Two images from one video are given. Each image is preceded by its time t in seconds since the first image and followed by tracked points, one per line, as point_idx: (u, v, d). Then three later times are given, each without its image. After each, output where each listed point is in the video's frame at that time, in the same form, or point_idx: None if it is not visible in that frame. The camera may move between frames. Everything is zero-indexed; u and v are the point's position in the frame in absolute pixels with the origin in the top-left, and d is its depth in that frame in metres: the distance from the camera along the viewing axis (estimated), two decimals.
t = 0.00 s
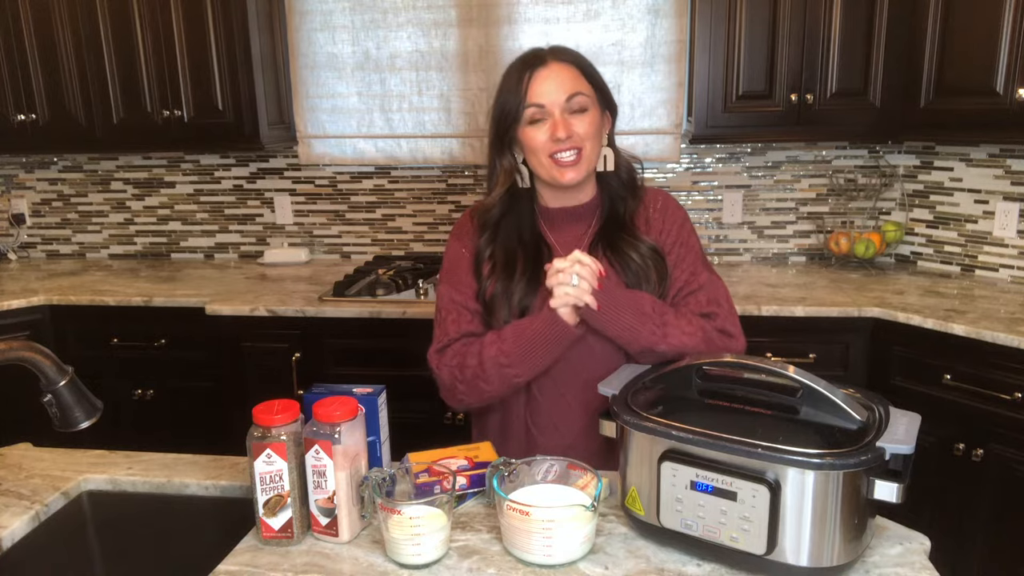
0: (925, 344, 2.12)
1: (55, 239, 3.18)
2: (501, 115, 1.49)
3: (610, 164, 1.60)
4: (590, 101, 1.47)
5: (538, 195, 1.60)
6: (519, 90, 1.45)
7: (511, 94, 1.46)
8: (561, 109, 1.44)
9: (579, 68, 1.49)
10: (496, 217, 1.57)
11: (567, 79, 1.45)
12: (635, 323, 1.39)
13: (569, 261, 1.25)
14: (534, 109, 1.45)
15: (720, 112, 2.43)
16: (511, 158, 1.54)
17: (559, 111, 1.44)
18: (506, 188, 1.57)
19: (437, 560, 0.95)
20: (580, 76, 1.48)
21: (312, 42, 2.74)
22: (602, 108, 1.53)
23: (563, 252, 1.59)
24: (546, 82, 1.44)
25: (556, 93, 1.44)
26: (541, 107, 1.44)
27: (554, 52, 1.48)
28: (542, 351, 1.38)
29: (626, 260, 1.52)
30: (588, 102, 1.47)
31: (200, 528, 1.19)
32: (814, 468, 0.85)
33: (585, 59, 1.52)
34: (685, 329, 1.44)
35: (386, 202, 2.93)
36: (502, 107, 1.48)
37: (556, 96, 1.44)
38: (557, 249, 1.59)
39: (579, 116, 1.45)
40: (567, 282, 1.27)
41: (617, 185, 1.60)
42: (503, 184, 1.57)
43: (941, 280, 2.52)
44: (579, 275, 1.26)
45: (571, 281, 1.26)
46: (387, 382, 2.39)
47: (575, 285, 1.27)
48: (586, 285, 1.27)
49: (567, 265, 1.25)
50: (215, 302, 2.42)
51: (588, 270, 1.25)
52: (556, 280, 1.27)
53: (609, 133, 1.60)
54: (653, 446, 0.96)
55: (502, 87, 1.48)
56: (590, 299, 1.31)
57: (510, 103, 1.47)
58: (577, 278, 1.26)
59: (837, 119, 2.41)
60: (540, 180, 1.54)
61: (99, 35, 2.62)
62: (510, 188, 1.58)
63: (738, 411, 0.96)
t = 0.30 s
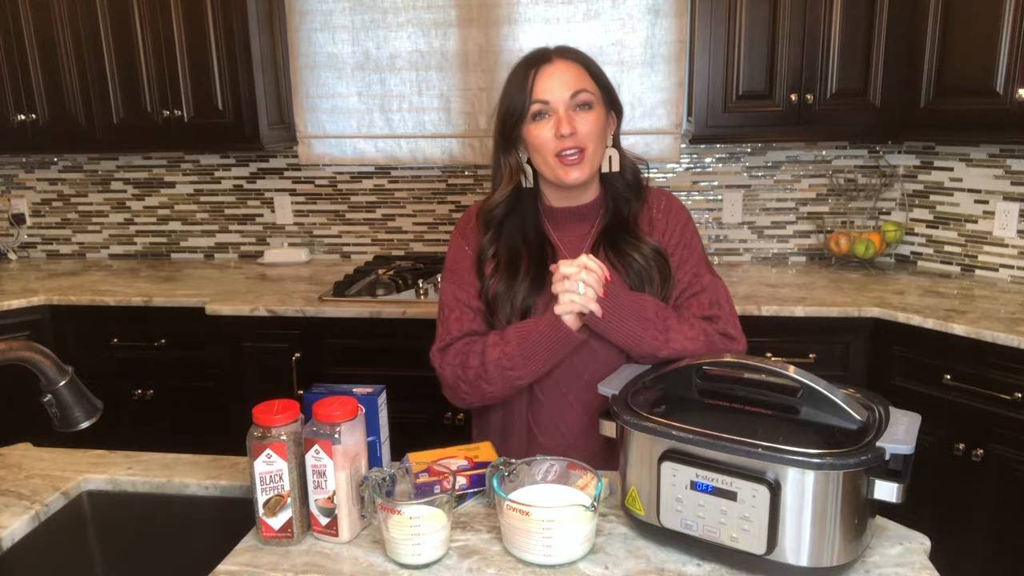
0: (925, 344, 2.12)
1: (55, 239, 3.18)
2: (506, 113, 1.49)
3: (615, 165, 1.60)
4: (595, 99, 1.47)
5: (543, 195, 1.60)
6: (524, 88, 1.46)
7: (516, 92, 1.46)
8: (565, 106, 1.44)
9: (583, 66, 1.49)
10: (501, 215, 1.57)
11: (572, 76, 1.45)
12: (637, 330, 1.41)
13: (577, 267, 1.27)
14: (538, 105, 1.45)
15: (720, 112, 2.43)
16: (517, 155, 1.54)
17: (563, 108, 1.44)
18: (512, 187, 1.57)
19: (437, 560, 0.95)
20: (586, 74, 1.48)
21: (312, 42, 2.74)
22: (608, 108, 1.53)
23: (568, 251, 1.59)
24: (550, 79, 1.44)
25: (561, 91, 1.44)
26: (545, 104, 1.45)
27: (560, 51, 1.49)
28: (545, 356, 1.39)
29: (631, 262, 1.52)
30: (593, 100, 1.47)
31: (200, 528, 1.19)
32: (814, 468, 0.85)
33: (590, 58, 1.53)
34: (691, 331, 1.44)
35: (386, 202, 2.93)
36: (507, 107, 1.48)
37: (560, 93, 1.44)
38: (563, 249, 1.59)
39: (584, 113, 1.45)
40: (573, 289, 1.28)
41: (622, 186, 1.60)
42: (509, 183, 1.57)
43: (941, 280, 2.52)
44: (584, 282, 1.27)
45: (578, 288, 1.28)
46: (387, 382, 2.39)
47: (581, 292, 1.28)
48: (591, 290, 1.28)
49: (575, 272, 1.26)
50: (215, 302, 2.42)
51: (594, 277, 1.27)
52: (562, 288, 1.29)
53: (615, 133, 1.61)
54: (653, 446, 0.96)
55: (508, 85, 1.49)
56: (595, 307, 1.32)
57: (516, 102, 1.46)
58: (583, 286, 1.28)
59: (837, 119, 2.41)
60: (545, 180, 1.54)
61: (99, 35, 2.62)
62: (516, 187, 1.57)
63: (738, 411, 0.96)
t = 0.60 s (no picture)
0: (925, 344, 2.12)
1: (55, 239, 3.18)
2: (508, 105, 1.48)
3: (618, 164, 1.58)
4: (597, 93, 1.47)
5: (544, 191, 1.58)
6: (527, 80, 1.46)
7: (518, 84, 1.46)
8: (567, 100, 1.44)
9: (587, 62, 1.49)
10: (503, 206, 1.54)
11: (574, 69, 1.45)
12: (638, 324, 1.41)
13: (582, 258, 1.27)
14: (540, 97, 1.45)
15: (720, 112, 2.43)
16: (519, 148, 1.54)
17: (565, 101, 1.44)
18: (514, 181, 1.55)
19: (437, 560, 0.95)
20: (589, 69, 1.48)
21: (312, 42, 2.74)
22: (611, 106, 1.53)
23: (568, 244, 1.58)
24: (553, 72, 1.44)
25: (563, 83, 1.44)
26: (547, 96, 1.44)
27: (565, 47, 1.49)
28: (544, 341, 1.39)
29: (622, 253, 1.53)
30: (595, 95, 1.47)
31: (200, 528, 1.19)
32: (814, 468, 0.85)
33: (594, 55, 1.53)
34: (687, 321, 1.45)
35: (386, 202, 2.93)
36: (509, 99, 1.48)
37: (563, 86, 1.44)
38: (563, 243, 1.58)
39: (585, 107, 1.45)
40: (578, 282, 1.28)
41: (623, 181, 1.57)
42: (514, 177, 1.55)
43: (941, 280, 2.52)
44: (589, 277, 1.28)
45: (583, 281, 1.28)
46: (386, 382, 2.39)
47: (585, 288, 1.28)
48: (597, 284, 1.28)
49: (580, 264, 1.26)
50: (215, 302, 2.42)
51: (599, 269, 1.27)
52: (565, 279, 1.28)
53: (619, 132, 1.59)
54: (653, 445, 0.96)
55: (513, 77, 1.49)
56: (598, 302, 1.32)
57: (518, 94, 1.46)
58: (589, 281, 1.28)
59: (837, 119, 2.41)
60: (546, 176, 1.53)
61: (99, 35, 2.62)
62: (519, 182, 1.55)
63: (738, 411, 0.96)
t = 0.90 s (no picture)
0: (925, 344, 2.12)
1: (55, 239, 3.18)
2: (509, 109, 1.48)
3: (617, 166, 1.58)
4: (598, 97, 1.47)
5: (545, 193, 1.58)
6: (527, 84, 1.45)
7: (519, 89, 1.46)
8: (567, 104, 1.44)
9: (588, 65, 1.49)
10: (506, 208, 1.54)
11: (575, 74, 1.45)
12: (635, 330, 1.41)
13: (580, 265, 1.27)
14: (540, 101, 1.44)
15: (720, 112, 2.43)
16: (521, 152, 1.54)
17: (565, 106, 1.43)
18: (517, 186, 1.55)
19: (437, 560, 0.95)
20: (590, 73, 1.48)
21: (312, 42, 2.74)
22: (612, 108, 1.53)
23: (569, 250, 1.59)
24: (554, 77, 1.44)
25: (564, 88, 1.43)
26: (548, 100, 1.44)
27: (566, 49, 1.49)
28: (543, 346, 1.40)
29: (621, 262, 1.53)
30: (596, 99, 1.46)
31: (199, 527, 1.19)
32: (814, 468, 0.85)
33: (595, 57, 1.52)
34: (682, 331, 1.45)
35: (386, 202, 2.93)
36: (510, 102, 1.47)
37: (564, 91, 1.43)
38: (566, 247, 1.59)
39: (586, 112, 1.44)
40: (575, 290, 1.28)
41: (622, 185, 1.57)
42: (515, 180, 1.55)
43: (941, 280, 2.52)
44: (585, 284, 1.28)
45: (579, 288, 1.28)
46: (386, 382, 2.39)
47: (582, 295, 1.29)
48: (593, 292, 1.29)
49: (579, 270, 1.26)
50: (215, 302, 2.42)
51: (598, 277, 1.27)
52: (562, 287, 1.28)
53: (619, 134, 1.59)
54: (653, 446, 0.96)
55: (513, 80, 1.48)
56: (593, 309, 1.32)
57: (519, 97, 1.46)
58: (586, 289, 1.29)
59: (837, 119, 2.41)
60: (546, 180, 1.53)
61: (99, 35, 2.62)
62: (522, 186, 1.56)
63: (738, 411, 0.96)
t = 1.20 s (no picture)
0: (925, 344, 2.12)
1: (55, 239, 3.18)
2: (511, 109, 1.47)
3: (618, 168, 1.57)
4: (600, 101, 1.47)
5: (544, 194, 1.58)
6: (530, 85, 1.45)
7: (522, 90, 1.45)
8: (570, 109, 1.43)
9: (591, 68, 1.48)
10: (504, 210, 1.54)
11: (578, 78, 1.44)
12: (633, 330, 1.42)
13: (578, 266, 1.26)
14: (543, 106, 1.44)
15: (720, 112, 2.43)
16: (521, 155, 1.53)
17: (568, 111, 1.43)
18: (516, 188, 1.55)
19: (437, 560, 0.95)
20: (593, 76, 1.48)
21: (312, 42, 2.74)
22: (613, 110, 1.53)
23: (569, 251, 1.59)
24: (556, 80, 1.43)
25: (566, 92, 1.43)
26: (550, 105, 1.44)
27: (568, 51, 1.48)
28: (542, 347, 1.40)
29: (620, 263, 1.53)
30: (598, 104, 1.46)
31: (199, 527, 1.19)
32: (814, 468, 0.85)
33: (598, 59, 1.52)
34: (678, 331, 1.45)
35: (386, 202, 2.93)
36: (512, 104, 1.47)
37: (566, 95, 1.43)
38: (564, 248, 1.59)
39: (589, 116, 1.44)
40: (573, 290, 1.29)
41: (622, 187, 1.58)
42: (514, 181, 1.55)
43: (941, 280, 2.52)
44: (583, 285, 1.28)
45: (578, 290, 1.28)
46: (386, 382, 2.39)
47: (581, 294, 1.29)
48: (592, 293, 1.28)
49: (576, 271, 1.26)
50: (215, 302, 2.42)
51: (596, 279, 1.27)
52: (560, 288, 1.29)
53: (619, 136, 1.59)
54: (653, 445, 0.96)
55: (514, 82, 1.47)
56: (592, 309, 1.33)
57: (521, 99, 1.45)
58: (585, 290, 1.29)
59: (837, 119, 2.41)
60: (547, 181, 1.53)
61: (99, 35, 2.62)
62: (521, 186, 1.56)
63: (738, 410, 0.96)
